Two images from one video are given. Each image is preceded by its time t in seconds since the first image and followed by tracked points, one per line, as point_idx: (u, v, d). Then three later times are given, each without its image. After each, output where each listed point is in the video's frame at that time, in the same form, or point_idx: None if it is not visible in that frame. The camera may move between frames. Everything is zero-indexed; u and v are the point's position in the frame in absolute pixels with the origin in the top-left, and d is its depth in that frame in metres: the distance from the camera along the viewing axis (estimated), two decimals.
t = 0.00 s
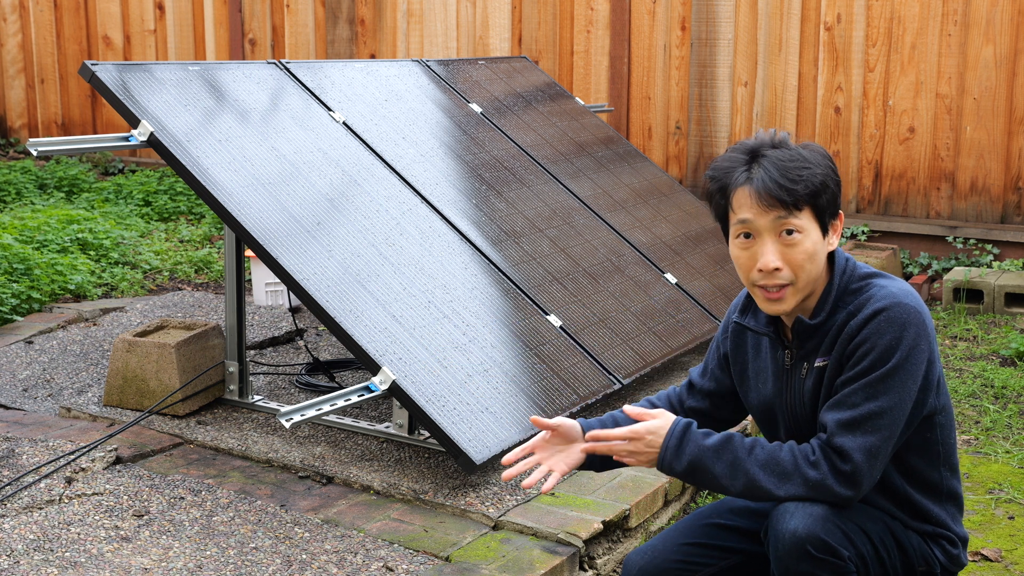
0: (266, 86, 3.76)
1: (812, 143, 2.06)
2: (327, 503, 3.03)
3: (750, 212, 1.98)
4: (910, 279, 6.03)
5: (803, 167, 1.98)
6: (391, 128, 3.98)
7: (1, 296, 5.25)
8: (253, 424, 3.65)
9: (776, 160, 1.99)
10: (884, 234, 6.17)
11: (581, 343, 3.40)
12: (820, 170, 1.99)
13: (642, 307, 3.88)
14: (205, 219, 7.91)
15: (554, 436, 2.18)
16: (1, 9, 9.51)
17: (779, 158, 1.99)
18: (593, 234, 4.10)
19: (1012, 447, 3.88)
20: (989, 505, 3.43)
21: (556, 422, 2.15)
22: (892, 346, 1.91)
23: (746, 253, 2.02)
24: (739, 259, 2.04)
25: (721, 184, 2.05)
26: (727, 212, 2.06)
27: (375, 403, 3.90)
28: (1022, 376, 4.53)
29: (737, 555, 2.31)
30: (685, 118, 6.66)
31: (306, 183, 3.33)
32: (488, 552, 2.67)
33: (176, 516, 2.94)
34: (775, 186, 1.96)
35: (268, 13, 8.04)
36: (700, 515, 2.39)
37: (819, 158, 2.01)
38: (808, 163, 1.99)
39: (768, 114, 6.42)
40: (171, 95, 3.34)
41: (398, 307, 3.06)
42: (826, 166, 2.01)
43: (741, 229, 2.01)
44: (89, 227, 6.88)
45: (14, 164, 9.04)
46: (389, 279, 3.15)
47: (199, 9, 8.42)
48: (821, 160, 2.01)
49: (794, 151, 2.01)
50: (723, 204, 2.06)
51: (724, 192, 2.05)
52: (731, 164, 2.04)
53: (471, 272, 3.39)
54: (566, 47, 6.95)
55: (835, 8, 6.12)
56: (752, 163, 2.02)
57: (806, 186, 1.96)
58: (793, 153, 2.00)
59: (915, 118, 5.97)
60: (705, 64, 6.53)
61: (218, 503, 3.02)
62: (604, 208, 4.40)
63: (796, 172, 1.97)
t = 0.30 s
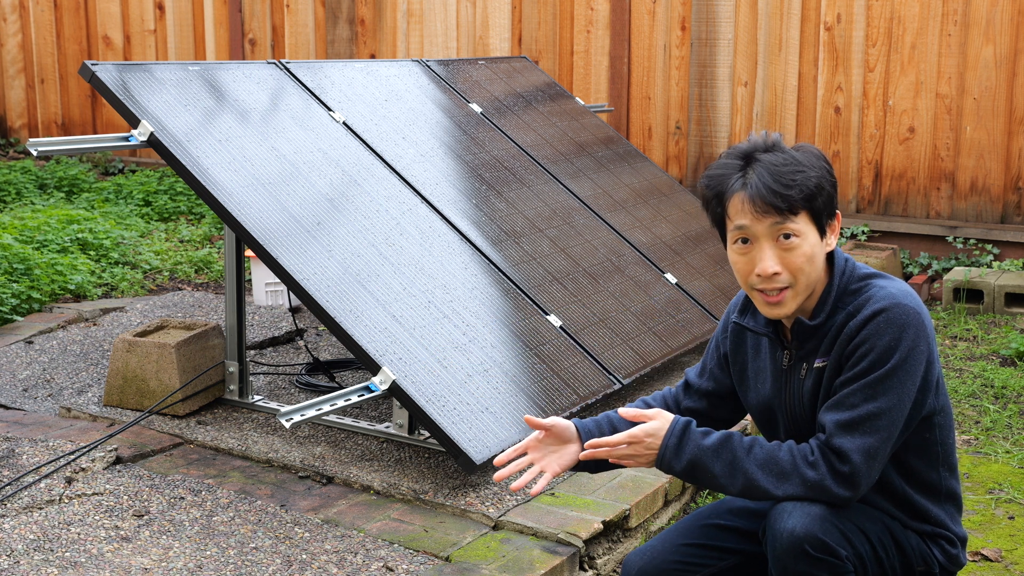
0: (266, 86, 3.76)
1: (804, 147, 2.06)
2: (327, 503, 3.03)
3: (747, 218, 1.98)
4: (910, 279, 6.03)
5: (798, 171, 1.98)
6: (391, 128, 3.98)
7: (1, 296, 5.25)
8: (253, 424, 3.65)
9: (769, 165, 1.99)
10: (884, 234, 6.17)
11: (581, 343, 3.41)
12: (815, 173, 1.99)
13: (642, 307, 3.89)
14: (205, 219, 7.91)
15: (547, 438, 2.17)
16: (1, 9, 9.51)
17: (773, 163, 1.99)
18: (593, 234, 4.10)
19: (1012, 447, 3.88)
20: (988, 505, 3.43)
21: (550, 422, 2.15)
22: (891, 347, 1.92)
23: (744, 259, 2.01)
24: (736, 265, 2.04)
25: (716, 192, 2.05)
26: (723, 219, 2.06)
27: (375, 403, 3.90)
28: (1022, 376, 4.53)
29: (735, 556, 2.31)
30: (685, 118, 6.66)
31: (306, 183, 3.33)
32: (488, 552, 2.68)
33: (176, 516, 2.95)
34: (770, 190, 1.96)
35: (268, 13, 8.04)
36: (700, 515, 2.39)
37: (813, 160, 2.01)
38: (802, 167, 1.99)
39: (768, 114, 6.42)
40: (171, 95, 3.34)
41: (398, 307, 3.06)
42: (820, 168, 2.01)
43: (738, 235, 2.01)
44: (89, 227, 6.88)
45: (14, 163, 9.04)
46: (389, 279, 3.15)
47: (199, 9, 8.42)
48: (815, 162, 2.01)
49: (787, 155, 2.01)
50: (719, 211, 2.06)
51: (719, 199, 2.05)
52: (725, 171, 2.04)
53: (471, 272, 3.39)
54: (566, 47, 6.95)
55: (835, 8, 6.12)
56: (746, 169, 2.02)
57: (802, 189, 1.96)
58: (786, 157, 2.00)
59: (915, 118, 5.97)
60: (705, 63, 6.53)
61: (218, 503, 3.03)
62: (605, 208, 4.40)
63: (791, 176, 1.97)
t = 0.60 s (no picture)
0: (265, 86, 3.76)
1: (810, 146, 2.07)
2: (327, 503, 3.03)
3: (752, 214, 1.98)
4: (910, 279, 6.03)
5: (802, 168, 1.98)
6: (391, 128, 3.97)
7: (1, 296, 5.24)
8: (253, 424, 3.65)
9: (775, 162, 1.99)
10: (884, 234, 6.17)
11: (581, 343, 3.40)
12: (820, 171, 1.99)
13: (642, 307, 3.89)
14: (205, 220, 7.91)
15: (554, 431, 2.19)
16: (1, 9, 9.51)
17: (778, 160, 1.99)
18: (593, 234, 4.10)
19: (1012, 447, 3.88)
20: (988, 505, 3.43)
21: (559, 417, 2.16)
22: (893, 347, 1.91)
23: (747, 255, 2.01)
24: (740, 261, 2.04)
25: (720, 188, 2.05)
26: (727, 215, 2.06)
27: (375, 403, 3.90)
28: (1022, 376, 4.53)
29: (735, 556, 2.31)
30: (685, 118, 6.66)
31: (306, 183, 3.33)
32: (488, 552, 2.67)
33: (176, 516, 2.94)
34: (775, 187, 1.96)
35: (268, 13, 8.04)
36: (700, 515, 2.39)
37: (818, 159, 2.01)
38: (807, 165, 1.99)
39: (768, 114, 6.42)
40: (171, 95, 3.34)
41: (398, 307, 3.06)
42: (826, 167, 2.01)
43: (742, 231, 2.01)
44: (89, 227, 6.88)
45: (14, 164, 9.04)
46: (389, 278, 3.15)
47: (199, 9, 8.41)
48: (820, 161, 2.01)
49: (792, 153, 2.01)
50: (723, 207, 2.06)
51: (724, 195, 2.05)
52: (730, 167, 2.04)
53: (471, 272, 3.39)
54: (566, 47, 6.95)
55: (835, 8, 6.12)
56: (751, 166, 2.02)
57: (806, 186, 1.97)
58: (791, 155, 2.00)
59: (915, 118, 5.97)
60: (705, 64, 6.53)
61: (218, 503, 3.02)
62: (605, 208, 4.40)
63: (797, 173, 1.97)
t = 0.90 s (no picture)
0: (266, 86, 3.76)
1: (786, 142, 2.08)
2: (327, 503, 3.03)
3: (739, 214, 1.98)
4: (910, 279, 6.03)
5: (783, 163, 1.99)
6: (391, 128, 3.97)
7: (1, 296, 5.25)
8: (253, 424, 3.65)
9: (756, 160, 2.00)
10: (884, 234, 6.17)
11: (581, 343, 3.40)
12: (801, 164, 2.00)
13: (642, 307, 3.89)
14: (205, 219, 7.91)
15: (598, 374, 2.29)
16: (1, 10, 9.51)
17: (760, 158, 2.00)
18: (593, 234, 4.10)
19: (1012, 447, 3.88)
20: (988, 505, 3.43)
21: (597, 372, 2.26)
22: (885, 349, 1.91)
23: (739, 255, 2.01)
24: (731, 262, 2.04)
25: (704, 190, 2.06)
26: (714, 218, 2.06)
27: (375, 403, 3.90)
28: (1022, 376, 4.53)
29: (732, 558, 2.32)
30: (685, 118, 6.66)
31: (307, 183, 3.33)
32: (488, 552, 2.68)
33: (176, 516, 2.95)
34: (759, 183, 1.97)
35: (268, 13, 8.04)
36: (697, 517, 2.39)
37: (798, 153, 2.03)
38: (788, 159, 2.00)
39: (768, 114, 6.42)
40: (171, 95, 3.34)
41: (398, 306, 3.06)
42: (804, 159, 2.02)
43: (732, 233, 2.00)
44: (89, 227, 6.88)
45: (14, 164, 9.04)
46: (389, 278, 3.15)
47: (199, 9, 8.42)
48: (799, 153, 2.03)
49: (772, 150, 2.02)
50: (709, 211, 2.06)
51: (708, 199, 2.05)
52: (712, 170, 2.04)
53: (471, 272, 3.39)
54: (566, 47, 6.95)
55: (835, 8, 6.12)
56: (733, 167, 2.02)
57: (790, 180, 1.97)
58: (771, 151, 2.02)
59: (915, 118, 5.97)
60: (705, 64, 6.53)
61: (218, 503, 3.03)
62: (605, 208, 4.41)
63: (779, 168, 1.98)
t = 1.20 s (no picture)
0: (266, 86, 3.76)
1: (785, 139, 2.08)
2: (327, 503, 3.03)
3: (730, 204, 1.99)
4: (910, 279, 6.02)
5: (777, 157, 1.99)
6: (391, 128, 3.97)
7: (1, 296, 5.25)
8: (253, 424, 3.65)
9: (750, 153, 2.01)
10: (884, 234, 6.17)
11: (581, 343, 3.40)
12: (796, 159, 2.00)
13: (642, 307, 3.89)
14: (205, 220, 7.91)
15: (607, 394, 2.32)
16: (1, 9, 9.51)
17: (754, 151, 2.01)
18: (593, 234, 4.10)
19: (1012, 447, 3.88)
20: (989, 505, 3.43)
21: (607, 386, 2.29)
22: (881, 347, 1.91)
23: (730, 247, 2.01)
24: (723, 253, 2.04)
25: (698, 183, 2.07)
26: (708, 210, 2.07)
27: (375, 404, 3.90)
28: (1022, 376, 4.53)
29: (732, 558, 2.31)
30: (685, 118, 6.66)
31: (306, 183, 3.33)
32: (488, 552, 2.67)
33: (176, 516, 2.95)
34: (751, 175, 1.97)
35: (268, 13, 8.03)
36: (696, 518, 2.39)
37: (794, 149, 2.03)
38: (781, 153, 2.01)
39: (768, 114, 6.42)
40: (171, 95, 3.34)
41: (398, 307, 3.06)
42: (800, 155, 2.02)
43: (724, 222, 2.01)
44: (89, 227, 6.88)
45: (14, 164, 9.04)
46: (389, 279, 3.15)
47: (199, 9, 8.41)
48: (795, 149, 2.03)
49: (769, 144, 2.02)
50: (704, 203, 2.07)
51: (702, 191, 2.06)
52: (706, 163, 2.05)
53: (471, 272, 3.39)
54: (566, 47, 6.95)
55: (835, 8, 6.12)
56: (729, 159, 2.03)
57: (782, 173, 1.97)
58: (766, 145, 2.02)
59: (915, 118, 5.97)
60: (705, 63, 6.53)
61: (218, 503, 3.02)
62: (605, 208, 4.40)
63: (772, 160, 1.98)
